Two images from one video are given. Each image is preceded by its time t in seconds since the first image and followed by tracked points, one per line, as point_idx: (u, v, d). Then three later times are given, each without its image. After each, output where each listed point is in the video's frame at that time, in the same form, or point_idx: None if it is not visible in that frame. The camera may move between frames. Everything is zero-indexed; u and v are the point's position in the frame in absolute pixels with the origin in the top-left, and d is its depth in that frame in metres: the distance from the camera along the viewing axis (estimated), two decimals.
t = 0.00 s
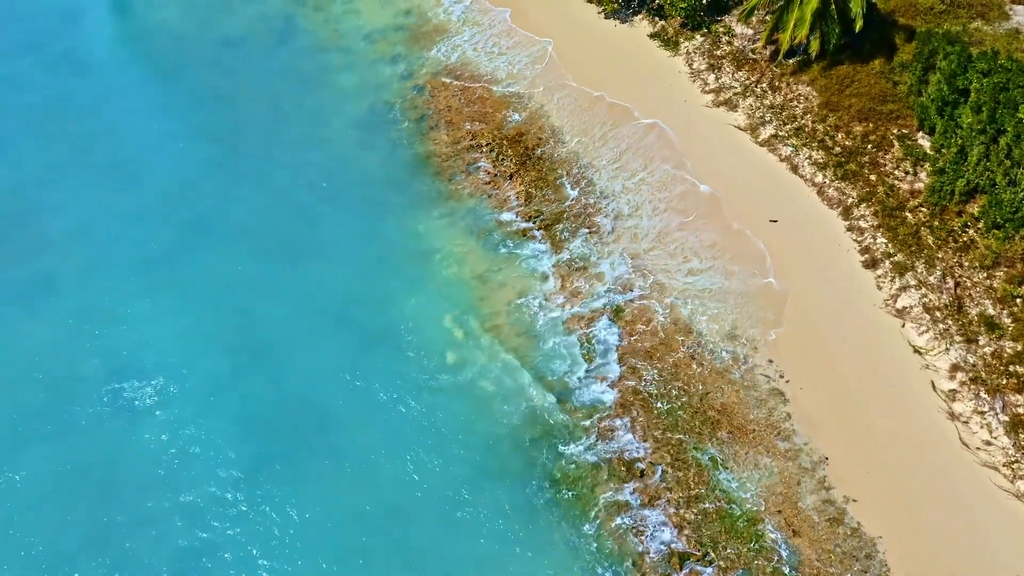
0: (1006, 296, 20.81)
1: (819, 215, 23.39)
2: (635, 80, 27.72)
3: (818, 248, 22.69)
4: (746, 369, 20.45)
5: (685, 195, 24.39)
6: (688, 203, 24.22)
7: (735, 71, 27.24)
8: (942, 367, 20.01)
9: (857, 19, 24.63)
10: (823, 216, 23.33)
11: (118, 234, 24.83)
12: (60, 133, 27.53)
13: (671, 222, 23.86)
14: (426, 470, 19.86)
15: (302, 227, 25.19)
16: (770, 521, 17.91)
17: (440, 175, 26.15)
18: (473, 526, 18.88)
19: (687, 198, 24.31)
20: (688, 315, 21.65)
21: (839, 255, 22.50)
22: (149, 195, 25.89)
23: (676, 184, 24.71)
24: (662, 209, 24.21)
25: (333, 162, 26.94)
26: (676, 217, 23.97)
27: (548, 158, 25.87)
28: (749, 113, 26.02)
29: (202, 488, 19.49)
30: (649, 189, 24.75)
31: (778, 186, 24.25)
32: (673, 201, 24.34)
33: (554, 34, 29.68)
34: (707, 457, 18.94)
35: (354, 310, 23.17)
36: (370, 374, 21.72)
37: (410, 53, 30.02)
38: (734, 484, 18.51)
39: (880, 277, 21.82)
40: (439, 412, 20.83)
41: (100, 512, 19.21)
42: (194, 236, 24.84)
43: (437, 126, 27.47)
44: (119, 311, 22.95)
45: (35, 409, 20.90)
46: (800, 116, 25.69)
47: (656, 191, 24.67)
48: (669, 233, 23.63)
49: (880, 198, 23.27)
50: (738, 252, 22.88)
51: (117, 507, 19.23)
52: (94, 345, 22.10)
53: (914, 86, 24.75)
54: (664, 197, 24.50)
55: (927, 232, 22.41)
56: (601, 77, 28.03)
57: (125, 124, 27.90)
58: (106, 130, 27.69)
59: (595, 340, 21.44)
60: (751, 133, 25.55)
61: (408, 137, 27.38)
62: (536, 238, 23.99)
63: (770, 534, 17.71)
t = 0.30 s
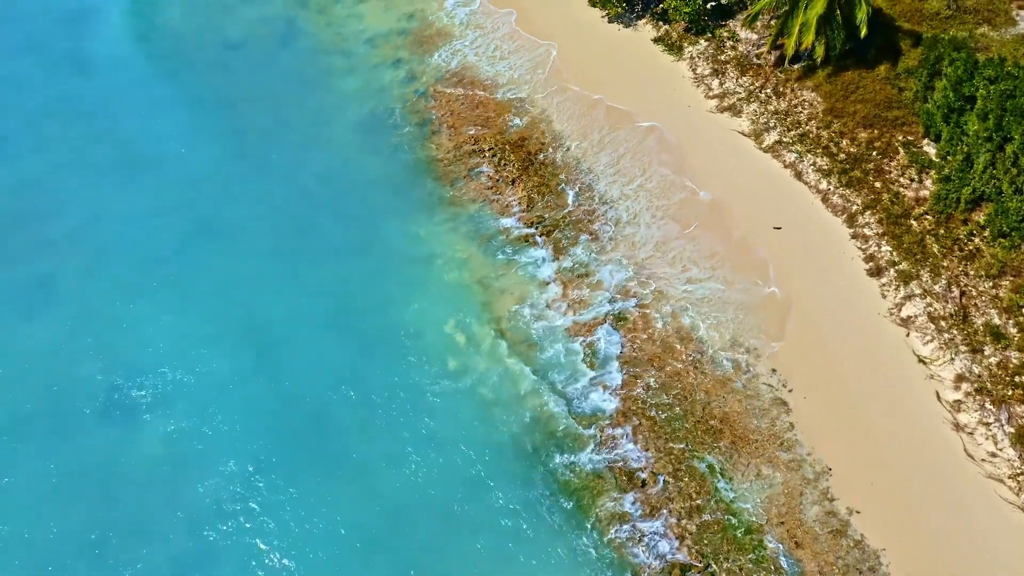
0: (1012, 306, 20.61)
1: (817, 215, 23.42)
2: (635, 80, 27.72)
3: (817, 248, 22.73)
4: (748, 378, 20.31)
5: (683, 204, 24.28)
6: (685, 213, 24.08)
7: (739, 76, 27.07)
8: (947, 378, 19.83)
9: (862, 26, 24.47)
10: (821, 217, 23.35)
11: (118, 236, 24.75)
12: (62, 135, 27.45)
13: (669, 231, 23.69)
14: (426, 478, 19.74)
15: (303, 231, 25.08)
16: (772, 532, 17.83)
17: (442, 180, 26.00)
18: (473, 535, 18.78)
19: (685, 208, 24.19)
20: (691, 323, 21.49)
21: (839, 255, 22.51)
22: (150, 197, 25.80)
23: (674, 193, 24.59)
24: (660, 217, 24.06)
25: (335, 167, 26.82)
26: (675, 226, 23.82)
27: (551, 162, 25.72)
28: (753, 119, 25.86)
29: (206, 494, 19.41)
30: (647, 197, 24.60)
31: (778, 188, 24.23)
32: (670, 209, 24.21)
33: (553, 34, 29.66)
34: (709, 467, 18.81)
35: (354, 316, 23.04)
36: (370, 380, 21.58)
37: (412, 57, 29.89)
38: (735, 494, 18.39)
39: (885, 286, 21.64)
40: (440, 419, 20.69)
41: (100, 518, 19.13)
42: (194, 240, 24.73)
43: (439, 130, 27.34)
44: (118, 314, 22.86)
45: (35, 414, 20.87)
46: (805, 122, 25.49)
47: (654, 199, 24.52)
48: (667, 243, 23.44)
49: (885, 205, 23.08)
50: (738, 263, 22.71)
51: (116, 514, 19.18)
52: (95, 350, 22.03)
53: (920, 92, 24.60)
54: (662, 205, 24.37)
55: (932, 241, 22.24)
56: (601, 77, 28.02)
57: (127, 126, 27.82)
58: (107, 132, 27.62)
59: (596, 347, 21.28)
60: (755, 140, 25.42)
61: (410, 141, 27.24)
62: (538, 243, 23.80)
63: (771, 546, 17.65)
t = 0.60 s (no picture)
0: (1017, 316, 20.42)
1: (816, 215, 23.49)
2: (635, 80, 27.68)
3: (817, 247, 22.76)
4: (751, 388, 20.15)
5: (679, 215, 24.06)
6: (681, 223, 23.86)
7: (743, 81, 26.89)
8: (951, 389, 19.69)
9: (869, 30, 24.40)
10: (819, 217, 23.40)
11: (119, 240, 24.63)
12: (64, 139, 27.34)
13: (666, 241, 23.48)
14: (427, 486, 19.61)
15: (304, 236, 24.95)
16: (773, 544, 17.70)
17: (444, 185, 25.86)
18: (473, 545, 18.66)
19: (681, 218, 23.97)
20: (693, 331, 21.32)
21: (840, 258, 22.48)
22: (150, 200, 25.66)
23: (670, 203, 24.38)
24: (656, 226, 23.86)
25: (336, 171, 26.70)
26: (671, 235, 23.62)
27: (554, 167, 25.55)
28: (757, 125, 25.69)
29: (206, 502, 19.31)
30: (643, 204, 24.41)
31: (777, 190, 24.21)
32: (665, 218, 24.01)
33: (556, 36, 29.56)
34: (711, 476, 18.67)
35: (354, 321, 22.88)
36: (370, 386, 21.44)
37: (415, 60, 29.75)
38: (737, 504, 18.24)
39: (889, 294, 21.49)
40: (440, 427, 20.57)
41: (100, 527, 19.02)
42: (194, 243, 24.61)
43: (441, 134, 27.21)
44: (118, 319, 22.73)
45: (35, 421, 20.78)
46: (809, 128, 25.30)
47: (650, 207, 24.34)
48: (665, 252, 23.24)
49: (890, 213, 22.92)
50: (738, 272, 22.55)
51: (115, 522, 19.08)
52: (95, 356, 21.93)
53: (926, 99, 24.41)
54: (659, 213, 24.17)
55: (937, 249, 22.06)
56: (601, 77, 27.99)
57: (128, 128, 27.72)
58: (108, 134, 27.51)
59: (598, 355, 21.12)
60: (759, 146, 25.26)
61: (412, 146, 27.10)
62: (541, 249, 23.65)
63: (772, 557, 17.52)
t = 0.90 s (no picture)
0: None
1: (816, 216, 23.44)
2: (637, 83, 27.50)
3: (820, 253, 22.61)
4: (754, 397, 19.97)
5: (674, 224, 23.79)
6: (676, 234, 23.57)
7: (748, 87, 26.72)
8: (957, 400, 19.49)
9: (876, 35, 24.06)
10: (818, 219, 23.35)
11: (119, 245, 24.52)
12: (66, 143, 27.24)
13: (662, 253, 23.22)
14: (427, 494, 19.48)
15: (306, 240, 24.82)
16: (775, 556, 17.56)
17: (446, 190, 25.71)
18: (474, 555, 18.53)
19: (676, 228, 23.69)
20: (696, 339, 21.15)
21: (845, 266, 22.28)
22: (151, 204, 25.54)
23: (666, 211, 24.14)
24: (652, 235, 23.65)
25: (339, 176, 26.58)
26: (667, 246, 23.36)
27: (557, 172, 25.38)
28: (762, 131, 25.50)
29: (207, 509, 19.18)
30: (639, 213, 24.20)
31: (777, 194, 24.11)
32: (661, 227, 23.79)
33: (559, 39, 29.36)
34: (713, 486, 18.50)
35: (356, 327, 22.73)
36: (371, 393, 21.31)
37: (418, 64, 29.60)
38: (738, 515, 18.09)
39: (894, 303, 21.29)
40: (441, 435, 20.44)
41: (98, 535, 18.89)
42: (195, 248, 24.47)
43: (444, 139, 27.06)
44: (117, 324, 22.61)
45: (33, 426, 20.64)
46: (814, 135, 25.12)
47: (646, 216, 24.12)
48: (665, 261, 23.05)
49: (895, 221, 22.73)
50: (741, 279, 22.34)
51: (113, 530, 18.94)
52: (94, 362, 21.81)
53: (932, 105, 24.21)
54: (654, 223, 23.94)
55: (943, 258, 21.87)
56: (603, 81, 27.83)
57: (129, 132, 27.62)
58: (110, 138, 27.40)
59: (600, 363, 20.96)
60: (763, 152, 25.07)
61: (415, 150, 26.96)
62: (543, 255, 23.49)
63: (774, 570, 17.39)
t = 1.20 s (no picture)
0: None
1: (819, 222, 23.25)
2: (640, 88, 27.31)
3: (824, 261, 22.39)
4: (756, 408, 19.79)
5: (669, 234, 23.55)
6: (670, 245, 23.31)
7: (753, 93, 26.55)
8: (962, 412, 19.28)
9: (884, 43, 24.06)
10: (819, 222, 23.24)
11: (120, 249, 24.40)
12: (67, 147, 27.14)
13: (655, 265, 22.95)
14: (428, 502, 19.33)
15: (307, 245, 24.70)
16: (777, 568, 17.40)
17: (449, 197, 25.61)
18: (475, 564, 18.36)
19: (670, 239, 23.44)
20: (699, 348, 20.97)
21: (848, 274, 22.07)
22: (152, 208, 25.43)
23: (664, 219, 23.90)
24: (646, 245, 23.41)
25: (341, 180, 26.45)
26: (659, 258, 23.08)
27: (560, 178, 25.22)
28: (767, 138, 25.32)
29: (206, 517, 19.05)
30: (635, 221, 23.97)
31: (779, 198, 23.94)
32: (656, 237, 23.55)
33: (562, 43, 29.19)
34: (715, 497, 18.34)
35: (357, 333, 22.59)
36: (372, 399, 21.15)
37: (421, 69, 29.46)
38: (741, 527, 17.92)
39: (899, 313, 21.08)
40: (443, 442, 20.29)
41: (95, 541, 18.74)
42: (196, 252, 24.35)
43: (447, 144, 26.94)
44: (116, 329, 22.48)
45: (30, 432, 20.50)
46: (819, 141, 24.94)
47: (643, 224, 23.89)
48: (664, 270, 22.81)
49: (900, 230, 22.55)
50: (743, 288, 22.13)
51: (110, 536, 18.80)
52: (93, 366, 21.69)
53: (939, 113, 24.05)
54: (648, 232, 23.70)
55: (949, 268, 21.69)
56: (605, 85, 27.63)
57: (131, 135, 27.51)
58: (111, 141, 27.29)
59: (602, 372, 20.83)
60: (768, 159, 24.87)
61: (418, 155, 26.84)
62: (545, 262, 23.36)
63: None
